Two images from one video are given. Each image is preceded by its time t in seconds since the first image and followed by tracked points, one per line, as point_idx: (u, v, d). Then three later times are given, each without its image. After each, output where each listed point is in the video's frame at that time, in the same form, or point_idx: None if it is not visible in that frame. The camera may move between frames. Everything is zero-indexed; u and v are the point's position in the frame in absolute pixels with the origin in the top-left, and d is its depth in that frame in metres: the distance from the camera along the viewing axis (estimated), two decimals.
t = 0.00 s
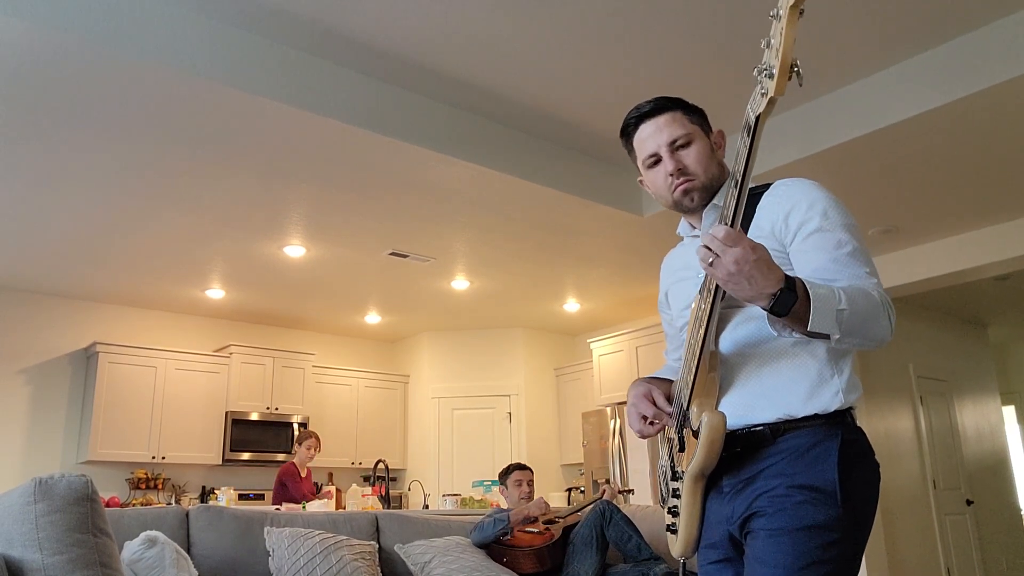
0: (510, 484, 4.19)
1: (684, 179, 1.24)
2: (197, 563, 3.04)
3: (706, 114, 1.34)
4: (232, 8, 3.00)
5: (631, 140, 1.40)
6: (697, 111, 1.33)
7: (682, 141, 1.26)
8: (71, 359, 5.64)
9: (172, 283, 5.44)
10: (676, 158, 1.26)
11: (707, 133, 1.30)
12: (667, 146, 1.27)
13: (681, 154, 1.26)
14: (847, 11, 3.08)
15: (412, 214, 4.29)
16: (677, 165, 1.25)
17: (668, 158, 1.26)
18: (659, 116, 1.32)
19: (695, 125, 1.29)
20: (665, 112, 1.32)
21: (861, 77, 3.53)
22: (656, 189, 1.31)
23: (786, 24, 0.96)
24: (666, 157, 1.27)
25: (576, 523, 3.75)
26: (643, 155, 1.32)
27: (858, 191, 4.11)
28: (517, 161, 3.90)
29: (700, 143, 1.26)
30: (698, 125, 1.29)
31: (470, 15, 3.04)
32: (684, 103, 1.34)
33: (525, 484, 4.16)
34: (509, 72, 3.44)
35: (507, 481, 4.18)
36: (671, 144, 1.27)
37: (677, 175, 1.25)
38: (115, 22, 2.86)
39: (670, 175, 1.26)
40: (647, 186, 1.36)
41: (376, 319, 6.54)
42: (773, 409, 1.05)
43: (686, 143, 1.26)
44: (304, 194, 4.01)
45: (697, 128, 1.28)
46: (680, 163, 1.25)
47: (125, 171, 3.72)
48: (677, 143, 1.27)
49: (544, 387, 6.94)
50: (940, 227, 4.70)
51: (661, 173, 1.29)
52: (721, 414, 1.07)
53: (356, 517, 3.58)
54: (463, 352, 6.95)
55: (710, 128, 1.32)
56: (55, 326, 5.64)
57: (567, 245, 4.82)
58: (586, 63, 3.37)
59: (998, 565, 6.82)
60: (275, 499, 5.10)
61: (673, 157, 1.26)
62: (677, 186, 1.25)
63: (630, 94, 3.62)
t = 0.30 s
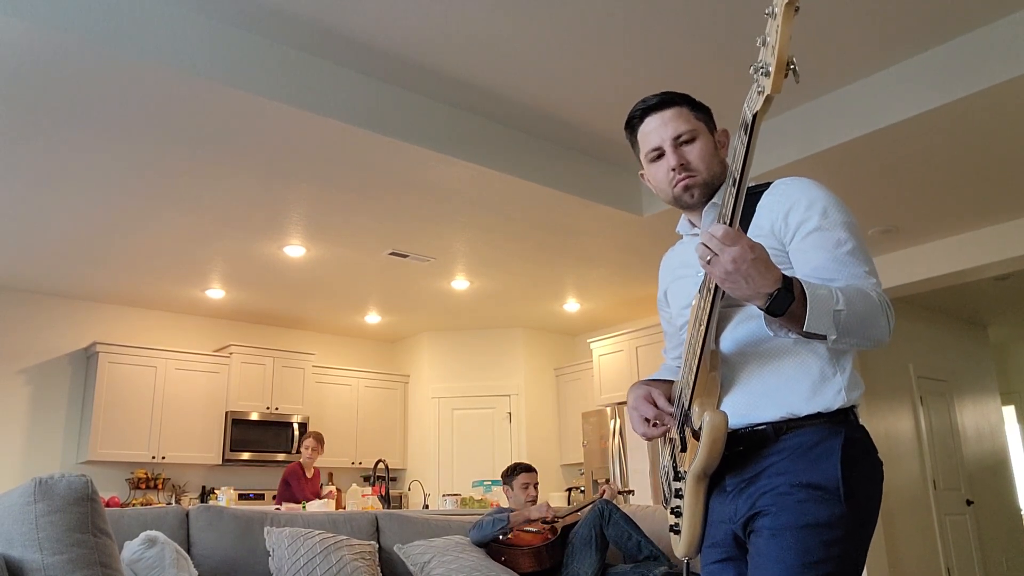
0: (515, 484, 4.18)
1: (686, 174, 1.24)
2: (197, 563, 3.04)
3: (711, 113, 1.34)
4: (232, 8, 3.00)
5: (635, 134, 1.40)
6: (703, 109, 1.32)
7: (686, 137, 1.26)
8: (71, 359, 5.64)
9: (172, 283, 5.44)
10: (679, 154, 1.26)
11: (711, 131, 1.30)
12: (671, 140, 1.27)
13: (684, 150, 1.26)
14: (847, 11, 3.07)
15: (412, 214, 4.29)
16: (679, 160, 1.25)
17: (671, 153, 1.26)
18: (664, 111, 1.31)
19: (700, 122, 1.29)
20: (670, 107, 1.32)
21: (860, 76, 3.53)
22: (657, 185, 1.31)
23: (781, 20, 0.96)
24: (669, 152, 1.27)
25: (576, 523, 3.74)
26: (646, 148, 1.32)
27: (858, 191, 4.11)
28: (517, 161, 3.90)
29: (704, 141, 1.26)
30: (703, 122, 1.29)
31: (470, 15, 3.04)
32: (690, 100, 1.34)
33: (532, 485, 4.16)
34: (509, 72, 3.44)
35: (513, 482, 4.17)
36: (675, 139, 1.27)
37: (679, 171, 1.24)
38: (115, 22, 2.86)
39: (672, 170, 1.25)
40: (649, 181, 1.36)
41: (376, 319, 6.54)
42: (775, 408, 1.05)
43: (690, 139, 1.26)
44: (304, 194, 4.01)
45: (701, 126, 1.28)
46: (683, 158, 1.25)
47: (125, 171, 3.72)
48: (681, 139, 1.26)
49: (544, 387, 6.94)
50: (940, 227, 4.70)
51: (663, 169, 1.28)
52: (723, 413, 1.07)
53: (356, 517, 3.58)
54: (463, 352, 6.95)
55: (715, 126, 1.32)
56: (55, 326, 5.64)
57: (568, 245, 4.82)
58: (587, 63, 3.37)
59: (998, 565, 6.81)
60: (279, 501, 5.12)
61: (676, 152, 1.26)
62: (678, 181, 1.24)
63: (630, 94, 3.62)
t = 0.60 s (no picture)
0: (522, 484, 4.18)
1: (692, 167, 1.24)
2: (197, 563, 3.05)
3: (718, 107, 1.34)
4: (232, 7, 3.00)
5: (642, 124, 1.39)
6: (710, 103, 1.32)
7: (694, 129, 1.26)
8: (71, 359, 5.64)
9: (172, 283, 5.44)
10: (686, 146, 1.25)
11: (719, 125, 1.30)
12: (678, 132, 1.27)
13: (692, 142, 1.26)
14: (847, 11, 3.07)
15: (412, 214, 4.29)
16: (687, 152, 1.25)
17: (679, 145, 1.26)
18: (673, 102, 1.31)
19: (708, 115, 1.28)
20: (679, 99, 1.31)
21: (861, 76, 3.53)
22: (661, 175, 1.31)
23: (780, 20, 0.96)
24: (676, 144, 1.26)
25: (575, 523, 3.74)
26: (653, 139, 1.31)
27: (858, 191, 4.11)
28: (516, 161, 3.90)
29: (712, 134, 1.26)
30: (711, 116, 1.29)
31: (469, 15, 3.04)
32: (699, 93, 1.34)
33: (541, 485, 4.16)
34: (509, 72, 3.44)
35: (520, 480, 4.17)
36: (683, 131, 1.26)
37: (685, 163, 1.25)
38: (115, 22, 2.86)
39: (679, 162, 1.25)
40: (654, 173, 1.35)
41: (376, 319, 6.54)
42: (774, 407, 1.05)
43: (698, 132, 1.26)
44: (304, 194, 4.01)
45: (709, 119, 1.28)
46: (690, 151, 1.25)
47: (126, 171, 3.72)
48: (689, 131, 1.26)
49: (544, 387, 6.94)
50: (940, 227, 4.70)
51: (669, 160, 1.28)
52: (722, 412, 1.07)
53: (356, 517, 3.58)
54: (463, 352, 6.95)
55: (721, 120, 1.32)
56: (55, 326, 5.64)
57: (567, 245, 4.82)
58: (587, 63, 3.37)
59: (998, 565, 6.81)
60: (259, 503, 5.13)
61: (683, 145, 1.26)
62: (683, 174, 1.24)
63: (630, 94, 3.62)
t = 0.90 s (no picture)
0: (518, 484, 4.17)
1: (691, 162, 1.23)
2: (197, 563, 3.05)
3: (721, 108, 1.35)
4: (232, 7, 3.00)
5: (645, 122, 1.40)
6: (713, 102, 1.33)
7: (695, 125, 1.26)
8: (71, 359, 5.64)
9: (172, 283, 5.44)
10: (686, 141, 1.25)
11: (721, 124, 1.30)
12: (679, 128, 1.27)
13: (692, 138, 1.26)
14: (847, 11, 3.07)
15: (412, 214, 4.29)
16: (686, 148, 1.24)
17: (679, 141, 1.26)
18: (676, 99, 1.31)
19: (710, 114, 1.29)
20: (681, 96, 1.32)
21: (861, 76, 3.53)
22: (662, 172, 1.30)
23: (793, 18, 0.95)
24: (677, 139, 1.26)
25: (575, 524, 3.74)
26: (654, 135, 1.32)
27: (858, 191, 4.11)
28: (516, 161, 3.90)
29: (713, 131, 1.26)
30: (713, 114, 1.29)
31: (469, 15, 3.04)
32: (702, 93, 1.34)
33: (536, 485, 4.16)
34: (509, 72, 3.44)
35: (517, 481, 4.16)
36: (684, 127, 1.27)
37: (685, 158, 1.24)
38: (115, 22, 2.85)
39: (679, 157, 1.25)
40: (655, 170, 1.35)
41: (376, 319, 6.54)
42: (771, 406, 1.05)
43: (699, 129, 1.26)
44: (304, 194, 4.01)
45: (711, 117, 1.28)
46: (690, 146, 1.25)
47: (126, 171, 3.72)
48: (690, 127, 1.26)
49: (543, 387, 6.94)
50: (940, 227, 4.70)
51: (670, 156, 1.28)
52: (724, 412, 1.07)
53: (356, 517, 3.58)
54: (463, 352, 6.95)
55: (724, 120, 1.32)
56: (55, 326, 5.64)
57: (567, 245, 4.82)
58: (587, 63, 3.37)
59: (998, 565, 6.81)
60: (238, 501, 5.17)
61: (684, 140, 1.26)
62: (683, 168, 1.23)
63: (630, 94, 3.62)
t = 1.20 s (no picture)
0: (514, 484, 4.17)
1: (691, 163, 1.24)
2: (197, 563, 3.04)
3: (720, 106, 1.34)
4: (232, 8, 3.00)
5: (644, 122, 1.40)
6: (712, 102, 1.32)
7: (694, 126, 1.26)
8: (71, 359, 5.64)
9: (172, 283, 5.44)
10: (686, 142, 1.25)
11: (720, 123, 1.30)
12: (679, 129, 1.27)
13: (692, 138, 1.25)
14: (847, 11, 3.07)
15: (412, 214, 4.29)
16: (686, 148, 1.24)
17: (679, 141, 1.26)
18: (674, 100, 1.31)
19: (709, 113, 1.28)
20: (680, 96, 1.31)
21: (861, 77, 3.53)
22: (662, 172, 1.31)
23: (799, 12, 0.95)
24: (677, 140, 1.26)
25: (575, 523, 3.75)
26: (653, 136, 1.31)
27: (858, 191, 4.11)
28: (516, 161, 3.90)
29: (712, 131, 1.26)
30: (712, 113, 1.29)
31: (469, 15, 3.04)
32: (701, 93, 1.34)
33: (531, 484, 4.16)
34: (509, 72, 3.44)
35: (512, 482, 4.15)
36: (683, 127, 1.26)
37: (685, 159, 1.24)
38: (115, 23, 2.85)
39: (679, 157, 1.25)
40: (655, 170, 1.35)
41: (376, 319, 6.54)
42: (773, 407, 1.05)
43: (698, 129, 1.26)
44: (304, 194, 4.01)
45: (710, 116, 1.28)
46: (690, 147, 1.24)
47: (126, 171, 3.72)
48: (689, 127, 1.26)
49: (543, 387, 6.94)
50: (940, 227, 4.70)
51: (670, 156, 1.28)
52: (726, 411, 1.07)
53: (356, 517, 3.58)
54: (463, 352, 6.95)
55: (722, 119, 1.32)
56: (55, 326, 5.64)
57: (567, 245, 4.82)
58: (587, 63, 3.37)
59: (998, 565, 6.82)
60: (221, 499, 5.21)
61: (683, 141, 1.25)
62: (683, 169, 1.24)
63: (630, 94, 3.62)
